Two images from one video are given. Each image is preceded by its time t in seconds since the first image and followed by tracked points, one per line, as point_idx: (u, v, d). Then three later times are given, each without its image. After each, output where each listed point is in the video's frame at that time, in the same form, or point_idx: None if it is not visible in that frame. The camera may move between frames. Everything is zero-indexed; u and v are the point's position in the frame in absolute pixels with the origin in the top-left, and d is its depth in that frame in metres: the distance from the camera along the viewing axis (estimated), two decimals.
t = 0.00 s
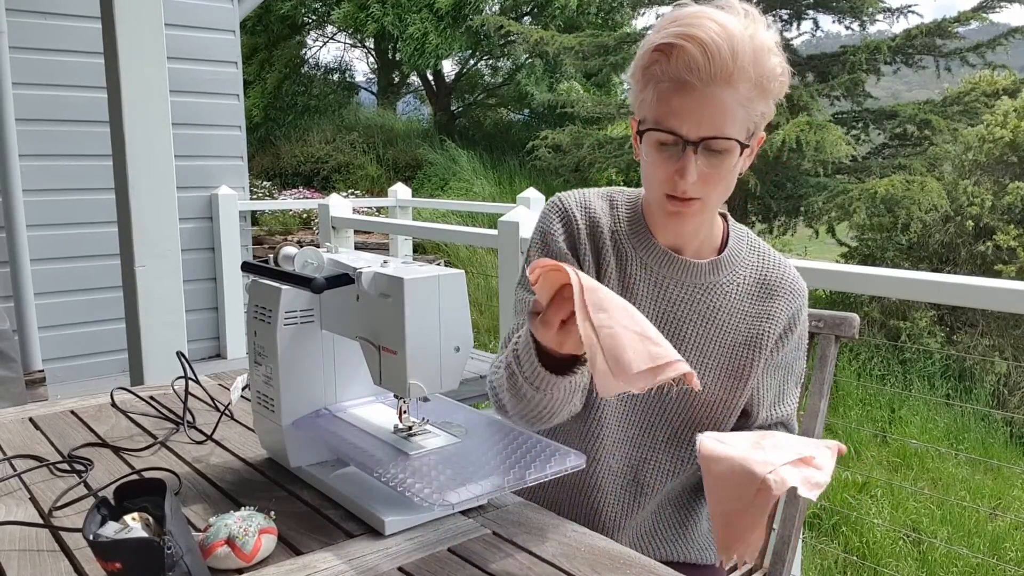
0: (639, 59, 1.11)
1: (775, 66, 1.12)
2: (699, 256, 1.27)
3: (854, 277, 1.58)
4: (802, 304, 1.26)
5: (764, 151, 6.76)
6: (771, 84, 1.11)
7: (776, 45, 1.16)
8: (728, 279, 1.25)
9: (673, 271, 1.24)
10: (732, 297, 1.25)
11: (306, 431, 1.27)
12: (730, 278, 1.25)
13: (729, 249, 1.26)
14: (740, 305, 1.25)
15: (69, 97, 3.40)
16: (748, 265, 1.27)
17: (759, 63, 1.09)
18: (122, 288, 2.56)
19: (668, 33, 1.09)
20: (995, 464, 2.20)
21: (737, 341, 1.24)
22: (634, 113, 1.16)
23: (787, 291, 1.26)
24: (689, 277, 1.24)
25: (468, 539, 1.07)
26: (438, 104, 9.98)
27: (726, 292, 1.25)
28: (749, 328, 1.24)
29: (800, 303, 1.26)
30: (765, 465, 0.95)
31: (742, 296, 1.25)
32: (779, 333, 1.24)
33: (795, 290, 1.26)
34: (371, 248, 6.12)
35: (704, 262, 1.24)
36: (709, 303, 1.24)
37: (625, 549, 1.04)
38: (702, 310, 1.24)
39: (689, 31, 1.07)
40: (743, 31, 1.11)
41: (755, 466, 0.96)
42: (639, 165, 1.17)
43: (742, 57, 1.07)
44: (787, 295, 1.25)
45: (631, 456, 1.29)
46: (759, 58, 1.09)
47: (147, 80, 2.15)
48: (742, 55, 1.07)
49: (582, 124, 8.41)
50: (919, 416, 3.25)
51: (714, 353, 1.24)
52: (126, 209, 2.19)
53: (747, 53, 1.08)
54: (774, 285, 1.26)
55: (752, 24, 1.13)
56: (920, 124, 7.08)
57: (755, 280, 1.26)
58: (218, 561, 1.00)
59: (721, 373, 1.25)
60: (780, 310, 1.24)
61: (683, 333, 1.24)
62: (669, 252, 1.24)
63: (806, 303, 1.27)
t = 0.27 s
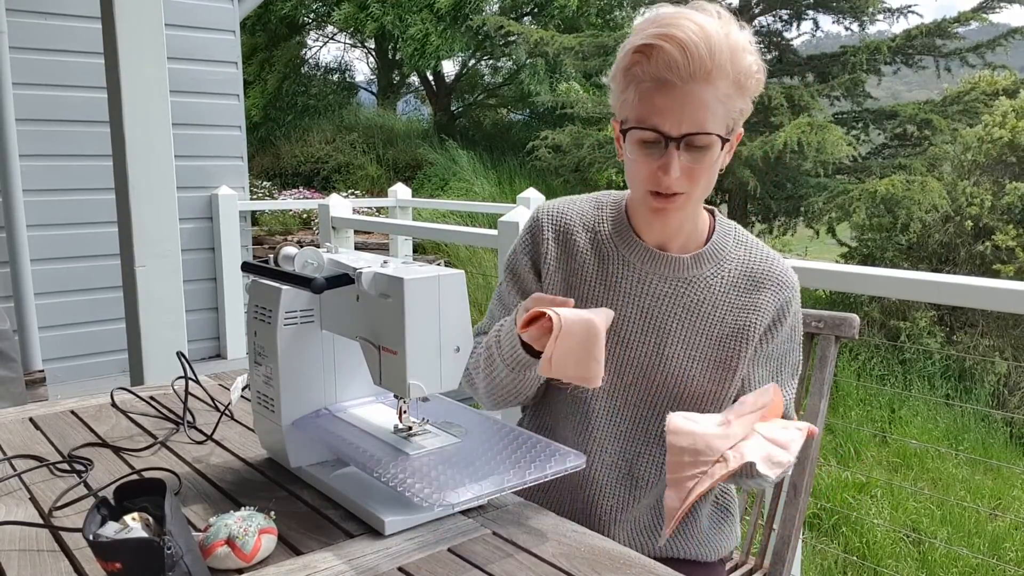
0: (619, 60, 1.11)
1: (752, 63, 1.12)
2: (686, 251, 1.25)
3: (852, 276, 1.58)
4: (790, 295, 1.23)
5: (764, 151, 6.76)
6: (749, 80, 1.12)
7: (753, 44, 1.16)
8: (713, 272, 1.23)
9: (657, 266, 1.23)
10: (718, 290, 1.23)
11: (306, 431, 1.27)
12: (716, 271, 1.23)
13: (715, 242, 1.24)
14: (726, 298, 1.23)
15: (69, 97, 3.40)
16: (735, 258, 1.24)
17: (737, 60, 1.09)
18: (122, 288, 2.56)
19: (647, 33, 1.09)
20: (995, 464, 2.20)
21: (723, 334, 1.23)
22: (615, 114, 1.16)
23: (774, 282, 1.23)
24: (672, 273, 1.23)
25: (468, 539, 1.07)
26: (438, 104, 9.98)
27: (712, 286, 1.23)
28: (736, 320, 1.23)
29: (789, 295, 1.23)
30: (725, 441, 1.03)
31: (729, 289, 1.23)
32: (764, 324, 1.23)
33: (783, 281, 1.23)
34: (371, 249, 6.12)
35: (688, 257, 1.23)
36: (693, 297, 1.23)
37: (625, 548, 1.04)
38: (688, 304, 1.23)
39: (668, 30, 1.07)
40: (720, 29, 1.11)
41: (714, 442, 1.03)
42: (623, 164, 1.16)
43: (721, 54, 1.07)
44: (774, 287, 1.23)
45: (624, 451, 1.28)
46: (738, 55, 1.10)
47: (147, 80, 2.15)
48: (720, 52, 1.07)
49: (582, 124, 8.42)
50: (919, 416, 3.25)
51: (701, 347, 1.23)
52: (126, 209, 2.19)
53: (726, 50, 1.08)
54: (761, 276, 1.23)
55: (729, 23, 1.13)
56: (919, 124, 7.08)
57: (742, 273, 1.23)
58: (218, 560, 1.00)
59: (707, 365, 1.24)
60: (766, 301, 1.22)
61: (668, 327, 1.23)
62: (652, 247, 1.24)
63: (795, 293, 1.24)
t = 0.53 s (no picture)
0: (574, 69, 1.12)
1: (701, 56, 1.11)
2: (658, 243, 1.26)
3: (852, 277, 1.57)
4: (766, 283, 1.20)
5: (764, 151, 6.77)
6: (701, 73, 1.11)
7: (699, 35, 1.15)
8: (683, 263, 1.23)
9: (627, 259, 1.26)
10: (689, 279, 1.22)
11: (307, 431, 1.27)
12: (686, 262, 1.23)
13: (686, 233, 1.24)
14: (698, 287, 1.22)
15: (69, 97, 3.40)
16: (707, 248, 1.24)
17: (687, 56, 1.09)
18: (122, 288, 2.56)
19: (595, 41, 1.09)
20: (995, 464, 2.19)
21: (696, 324, 1.22)
22: (576, 120, 1.17)
23: (748, 269, 1.21)
24: (642, 265, 1.25)
25: (468, 539, 1.07)
26: (438, 104, 9.98)
27: (682, 276, 1.23)
28: (708, 308, 1.21)
29: (764, 283, 1.20)
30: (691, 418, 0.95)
31: (701, 279, 1.22)
32: (740, 313, 1.20)
33: (758, 269, 1.21)
34: (371, 249, 6.12)
35: (657, 249, 1.24)
36: (662, 288, 1.23)
37: (624, 549, 1.04)
38: (658, 294, 1.24)
39: (615, 37, 1.08)
40: (667, 27, 1.11)
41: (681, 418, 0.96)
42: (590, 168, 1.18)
43: (670, 53, 1.07)
44: (747, 275, 1.20)
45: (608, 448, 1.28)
46: (687, 50, 1.09)
47: (147, 80, 2.15)
48: (669, 50, 1.07)
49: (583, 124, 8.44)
50: (919, 416, 3.24)
51: (674, 337, 1.23)
52: (126, 209, 2.19)
53: (674, 48, 1.07)
54: (734, 265, 1.21)
55: (675, 20, 1.12)
56: (919, 124, 7.07)
57: (715, 263, 1.22)
58: (218, 561, 1.00)
59: (681, 356, 1.23)
60: (738, 289, 1.20)
61: (641, 319, 1.25)
62: (622, 242, 1.27)
63: (773, 281, 1.21)
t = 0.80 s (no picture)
0: (530, 85, 1.12)
1: (656, 64, 1.09)
2: (635, 241, 1.27)
3: (852, 278, 1.57)
4: (743, 270, 1.20)
5: (764, 152, 6.78)
6: (658, 80, 1.10)
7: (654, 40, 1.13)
8: (660, 258, 1.23)
9: (605, 258, 1.26)
10: (666, 274, 1.23)
11: (307, 431, 1.27)
12: (663, 257, 1.23)
13: (662, 229, 1.24)
14: (675, 281, 1.23)
15: (69, 97, 3.40)
16: (683, 242, 1.24)
17: (641, 66, 1.07)
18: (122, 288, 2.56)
19: (548, 60, 1.08)
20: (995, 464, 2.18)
21: (676, 317, 1.22)
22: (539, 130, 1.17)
23: (723, 258, 1.21)
24: (620, 264, 1.25)
25: (468, 539, 1.07)
26: (438, 104, 9.98)
27: (660, 272, 1.23)
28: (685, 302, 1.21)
29: (740, 269, 1.20)
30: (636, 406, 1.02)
31: (678, 273, 1.23)
32: (719, 303, 1.20)
33: (733, 255, 1.21)
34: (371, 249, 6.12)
35: (634, 246, 1.24)
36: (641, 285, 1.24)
37: (624, 548, 1.04)
38: (636, 290, 1.24)
39: (566, 55, 1.06)
40: (617, 38, 1.09)
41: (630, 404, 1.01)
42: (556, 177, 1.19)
43: (623, 64, 1.06)
44: (723, 263, 1.20)
45: (599, 445, 1.30)
46: (639, 59, 1.07)
47: (147, 80, 2.15)
48: (621, 63, 1.06)
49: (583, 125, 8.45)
50: (919, 416, 3.24)
51: (654, 332, 1.23)
52: (126, 209, 2.20)
53: (625, 60, 1.06)
54: (709, 254, 1.22)
55: (625, 29, 1.10)
56: (919, 124, 7.06)
57: (690, 255, 1.23)
58: (218, 560, 1.00)
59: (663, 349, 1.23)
60: (715, 279, 1.20)
61: (621, 316, 1.25)
62: (598, 240, 1.28)
63: (750, 267, 1.21)
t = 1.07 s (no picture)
0: (523, 93, 1.12)
1: (648, 70, 1.09)
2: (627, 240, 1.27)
3: (853, 278, 1.57)
4: (735, 265, 1.19)
5: (762, 152, 6.78)
6: (650, 86, 1.09)
7: (647, 46, 1.13)
8: (652, 257, 1.23)
9: (598, 259, 1.26)
10: (659, 273, 1.23)
11: (307, 431, 1.27)
12: (655, 255, 1.23)
13: (653, 227, 1.24)
14: (669, 279, 1.22)
15: (69, 97, 3.40)
16: (675, 239, 1.23)
17: (632, 73, 1.07)
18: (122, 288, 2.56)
19: (539, 68, 1.08)
20: (996, 464, 2.18)
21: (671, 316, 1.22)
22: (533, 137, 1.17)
23: (715, 253, 1.21)
24: (614, 265, 1.25)
25: (467, 539, 1.07)
26: (438, 104, 9.97)
27: (652, 270, 1.23)
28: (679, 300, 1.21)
29: (731, 264, 1.19)
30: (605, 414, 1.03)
31: (670, 271, 1.23)
32: (713, 300, 1.20)
33: (724, 251, 1.20)
34: (371, 249, 6.12)
35: (625, 246, 1.24)
36: (636, 285, 1.24)
37: (624, 549, 1.04)
38: (630, 290, 1.24)
39: (557, 62, 1.06)
40: (609, 45, 1.09)
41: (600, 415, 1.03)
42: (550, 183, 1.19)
43: (615, 71, 1.06)
44: (714, 260, 1.20)
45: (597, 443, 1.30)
46: (631, 66, 1.07)
47: (147, 81, 2.15)
48: (613, 70, 1.06)
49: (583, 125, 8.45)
50: (918, 416, 3.25)
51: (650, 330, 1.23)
52: (126, 209, 2.19)
53: (617, 66, 1.06)
54: (700, 251, 1.21)
55: (617, 35, 1.10)
56: (919, 124, 7.07)
57: (681, 252, 1.22)
58: (218, 561, 1.00)
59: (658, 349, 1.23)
60: (708, 276, 1.20)
61: (616, 315, 1.25)
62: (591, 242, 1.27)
63: (742, 261, 1.20)
